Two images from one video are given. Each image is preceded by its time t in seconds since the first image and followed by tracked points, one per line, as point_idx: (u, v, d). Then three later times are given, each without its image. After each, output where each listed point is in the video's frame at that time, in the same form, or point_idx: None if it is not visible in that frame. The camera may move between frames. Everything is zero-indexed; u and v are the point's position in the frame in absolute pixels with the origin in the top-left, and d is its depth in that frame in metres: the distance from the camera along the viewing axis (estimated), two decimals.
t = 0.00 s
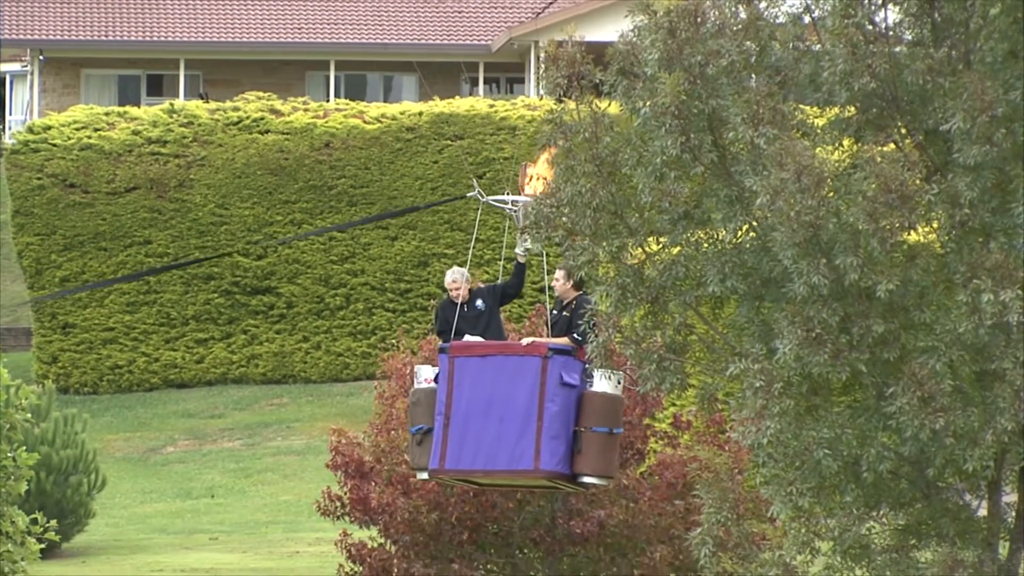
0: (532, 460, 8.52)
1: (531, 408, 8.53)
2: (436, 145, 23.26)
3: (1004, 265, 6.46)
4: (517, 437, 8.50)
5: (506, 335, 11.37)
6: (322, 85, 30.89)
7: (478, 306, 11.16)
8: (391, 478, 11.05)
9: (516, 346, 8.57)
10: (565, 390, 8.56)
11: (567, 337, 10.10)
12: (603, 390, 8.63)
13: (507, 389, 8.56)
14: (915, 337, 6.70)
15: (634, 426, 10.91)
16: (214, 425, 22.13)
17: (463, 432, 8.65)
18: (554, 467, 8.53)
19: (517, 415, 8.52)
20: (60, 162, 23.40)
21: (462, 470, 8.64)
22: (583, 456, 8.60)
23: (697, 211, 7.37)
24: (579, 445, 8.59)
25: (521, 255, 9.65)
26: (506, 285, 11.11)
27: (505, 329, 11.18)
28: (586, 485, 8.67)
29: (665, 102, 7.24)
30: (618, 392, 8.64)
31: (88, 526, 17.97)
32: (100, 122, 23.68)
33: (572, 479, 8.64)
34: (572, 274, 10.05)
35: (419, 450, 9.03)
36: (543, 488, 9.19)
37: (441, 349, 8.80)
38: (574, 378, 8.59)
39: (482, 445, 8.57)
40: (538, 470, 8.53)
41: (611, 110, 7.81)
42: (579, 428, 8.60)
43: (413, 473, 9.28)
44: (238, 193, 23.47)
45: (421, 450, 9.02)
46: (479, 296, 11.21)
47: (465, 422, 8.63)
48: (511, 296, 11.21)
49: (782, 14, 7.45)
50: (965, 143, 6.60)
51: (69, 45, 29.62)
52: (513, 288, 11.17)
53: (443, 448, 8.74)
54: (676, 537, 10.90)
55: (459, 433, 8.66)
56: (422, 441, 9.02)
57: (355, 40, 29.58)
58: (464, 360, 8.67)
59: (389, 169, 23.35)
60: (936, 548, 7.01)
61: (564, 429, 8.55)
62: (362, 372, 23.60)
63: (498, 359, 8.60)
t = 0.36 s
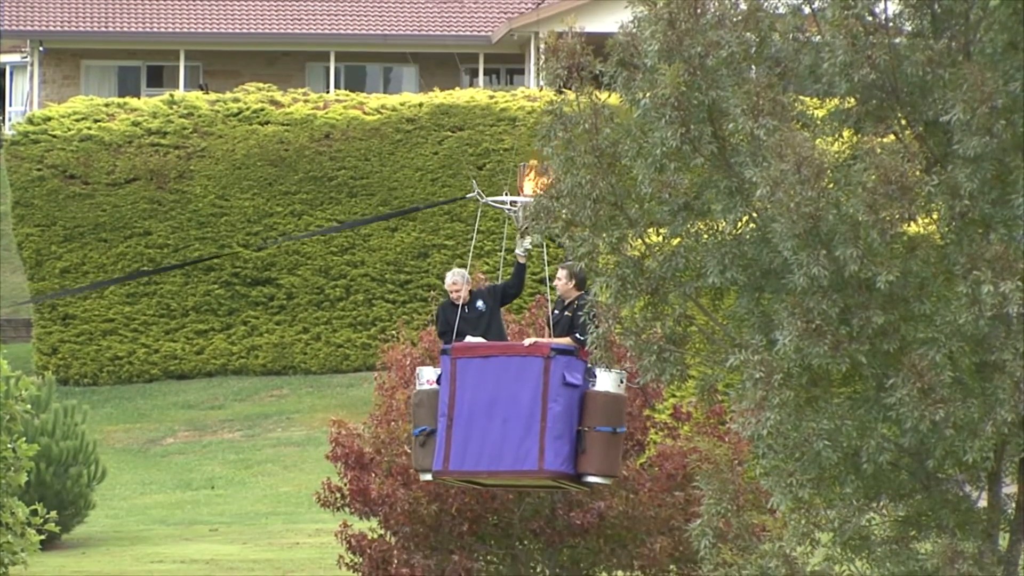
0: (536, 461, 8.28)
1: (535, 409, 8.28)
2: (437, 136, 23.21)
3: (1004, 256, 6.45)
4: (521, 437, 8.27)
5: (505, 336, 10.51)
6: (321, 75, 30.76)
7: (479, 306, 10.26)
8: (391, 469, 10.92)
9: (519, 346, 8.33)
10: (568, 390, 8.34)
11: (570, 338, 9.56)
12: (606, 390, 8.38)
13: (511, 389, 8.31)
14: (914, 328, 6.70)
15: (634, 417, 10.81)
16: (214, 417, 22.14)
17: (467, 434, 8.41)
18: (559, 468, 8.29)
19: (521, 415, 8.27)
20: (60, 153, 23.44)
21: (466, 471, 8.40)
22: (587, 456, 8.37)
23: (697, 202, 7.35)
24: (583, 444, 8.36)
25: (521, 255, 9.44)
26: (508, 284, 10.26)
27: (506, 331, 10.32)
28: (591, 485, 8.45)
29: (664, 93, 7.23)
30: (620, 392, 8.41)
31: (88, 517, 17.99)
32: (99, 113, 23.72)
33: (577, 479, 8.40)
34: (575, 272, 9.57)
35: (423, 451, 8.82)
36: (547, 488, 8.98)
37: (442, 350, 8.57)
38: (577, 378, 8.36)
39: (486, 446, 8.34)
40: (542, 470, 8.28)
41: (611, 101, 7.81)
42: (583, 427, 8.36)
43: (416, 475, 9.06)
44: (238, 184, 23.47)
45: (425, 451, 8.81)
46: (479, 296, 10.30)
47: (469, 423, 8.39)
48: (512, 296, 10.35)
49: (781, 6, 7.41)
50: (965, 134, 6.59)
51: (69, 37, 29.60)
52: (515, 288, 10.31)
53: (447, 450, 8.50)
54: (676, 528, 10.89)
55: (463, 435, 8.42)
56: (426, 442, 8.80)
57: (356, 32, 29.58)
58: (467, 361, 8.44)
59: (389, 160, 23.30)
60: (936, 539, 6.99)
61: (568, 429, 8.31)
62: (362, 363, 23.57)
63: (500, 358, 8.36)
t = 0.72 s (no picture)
0: (537, 460, 8.17)
1: (537, 408, 8.18)
2: (436, 125, 23.21)
3: (1004, 245, 6.46)
4: (522, 435, 8.17)
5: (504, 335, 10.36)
6: (321, 66, 30.63)
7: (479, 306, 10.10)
8: (390, 459, 10.92)
9: (520, 345, 8.23)
10: (569, 389, 8.25)
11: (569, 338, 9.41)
12: (607, 389, 8.31)
13: (512, 388, 8.21)
14: (915, 318, 6.69)
15: (635, 406, 10.79)
16: (214, 406, 22.15)
17: (467, 433, 8.30)
18: (560, 467, 8.19)
19: (522, 414, 8.16)
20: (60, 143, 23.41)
21: (467, 470, 8.28)
22: (588, 456, 8.29)
23: (697, 191, 7.34)
24: (584, 444, 8.28)
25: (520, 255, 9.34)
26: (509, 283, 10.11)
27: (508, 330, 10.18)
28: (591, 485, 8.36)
29: (665, 83, 7.22)
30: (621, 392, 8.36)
31: (88, 506, 18.02)
32: (100, 103, 23.74)
33: (578, 479, 8.32)
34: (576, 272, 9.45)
35: (423, 450, 8.71)
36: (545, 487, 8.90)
37: (443, 348, 8.46)
38: (578, 377, 8.28)
39: (487, 445, 8.22)
40: (543, 470, 8.17)
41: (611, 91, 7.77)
42: (584, 427, 8.27)
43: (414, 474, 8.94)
44: (238, 174, 23.47)
45: (425, 450, 8.70)
46: (479, 295, 10.14)
47: (469, 422, 8.28)
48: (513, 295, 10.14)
49: None
50: (965, 123, 6.59)
51: (69, 26, 29.61)
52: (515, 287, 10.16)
53: (446, 450, 8.38)
54: (676, 517, 10.86)
55: (463, 434, 8.31)
56: (425, 441, 8.69)
57: (355, 21, 29.66)
58: (468, 359, 8.34)
59: (389, 149, 23.30)
60: (936, 529, 7.01)
61: (569, 428, 8.21)
62: (362, 353, 23.60)
63: (500, 357, 8.26)
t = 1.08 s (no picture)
0: (538, 458, 8.24)
1: (537, 407, 8.23)
2: (437, 113, 23.12)
3: (1005, 234, 6.48)
4: (523, 433, 8.24)
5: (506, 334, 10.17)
6: (322, 54, 30.50)
7: (479, 304, 9.92)
8: (391, 447, 10.94)
9: (520, 344, 8.26)
10: (570, 388, 8.28)
11: (571, 337, 9.34)
12: (608, 388, 8.33)
13: (512, 387, 8.25)
14: (915, 307, 6.70)
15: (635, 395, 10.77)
16: (215, 395, 22.17)
17: (468, 431, 8.35)
18: (561, 465, 8.26)
19: (522, 414, 8.22)
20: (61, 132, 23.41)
21: (467, 468, 8.34)
22: (588, 453, 8.33)
23: (697, 179, 7.32)
24: (584, 442, 8.30)
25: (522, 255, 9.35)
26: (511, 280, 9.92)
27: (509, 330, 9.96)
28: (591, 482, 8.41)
29: (665, 71, 7.23)
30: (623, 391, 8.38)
31: (89, 494, 18.07)
32: (100, 91, 23.68)
33: (578, 478, 8.35)
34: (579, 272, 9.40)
35: (423, 447, 8.67)
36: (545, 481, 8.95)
37: (443, 345, 8.49)
38: (579, 376, 8.31)
39: (487, 443, 8.29)
40: (544, 468, 8.24)
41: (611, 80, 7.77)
42: (585, 426, 8.30)
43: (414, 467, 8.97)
44: (238, 162, 23.48)
45: (425, 447, 8.66)
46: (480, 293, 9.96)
47: (470, 420, 8.33)
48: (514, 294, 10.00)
49: None
50: (965, 112, 6.60)
51: (70, 15, 29.61)
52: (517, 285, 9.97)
53: (446, 447, 8.42)
54: (677, 505, 10.79)
55: (463, 432, 8.36)
56: (425, 438, 8.64)
57: (356, 10, 29.76)
58: (468, 358, 8.36)
59: (389, 138, 23.27)
60: (937, 517, 6.99)
61: (569, 427, 8.25)
62: (363, 341, 23.58)
63: (501, 354, 8.28)
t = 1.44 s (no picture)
0: (538, 456, 8.27)
1: (537, 405, 8.25)
2: (437, 101, 23.09)
3: (1005, 222, 6.49)
4: (524, 431, 8.25)
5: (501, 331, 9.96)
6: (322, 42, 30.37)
7: (475, 302, 9.69)
8: (391, 435, 10.93)
9: (519, 342, 8.27)
10: (569, 384, 8.30)
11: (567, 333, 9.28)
12: (606, 384, 8.38)
13: (511, 385, 8.26)
14: (916, 294, 6.70)
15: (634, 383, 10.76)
16: (214, 382, 22.19)
17: (468, 430, 8.37)
18: (561, 462, 8.30)
19: (522, 412, 8.24)
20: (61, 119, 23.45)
21: (467, 466, 8.36)
22: (588, 449, 8.36)
23: (698, 167, 7.31)
24: (584, 438, 8.33)
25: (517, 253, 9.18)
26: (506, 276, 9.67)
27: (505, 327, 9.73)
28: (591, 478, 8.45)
29: (665, 59, 7.24)
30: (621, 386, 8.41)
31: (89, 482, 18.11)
32: (100, 79, 23.75)
33: (578, 474, 8.37)
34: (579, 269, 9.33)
35: (421, 446, 8.68)
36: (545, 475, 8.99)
37: (440, 344, 8.48)
38: (577, 373, 8.33)
39: (487, 442, 8.31)
40: (545, 466, 8.27)
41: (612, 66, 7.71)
42: (584, 422, 8.33)
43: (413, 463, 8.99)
44: (238, 150, 23.45)
45: (423, 446, 8.66)
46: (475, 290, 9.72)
47: (469, 419, 8.34)
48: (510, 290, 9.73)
49: None
50: (965, 100, 6.61)
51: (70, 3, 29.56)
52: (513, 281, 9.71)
53: (446, 446, 8.44)
54: (676, 494, 10.74)
55: (463, 430, 8.37)
56: (424, 437, 8.65)
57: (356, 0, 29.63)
58: (466, 357, 8.36)
59: (389, 125, 23.24)
60: (936, 505, 6.97)
61: (569, 424, 8.28)
62: (362, 329, 23.55)
63: (499, 352, 8.29)
